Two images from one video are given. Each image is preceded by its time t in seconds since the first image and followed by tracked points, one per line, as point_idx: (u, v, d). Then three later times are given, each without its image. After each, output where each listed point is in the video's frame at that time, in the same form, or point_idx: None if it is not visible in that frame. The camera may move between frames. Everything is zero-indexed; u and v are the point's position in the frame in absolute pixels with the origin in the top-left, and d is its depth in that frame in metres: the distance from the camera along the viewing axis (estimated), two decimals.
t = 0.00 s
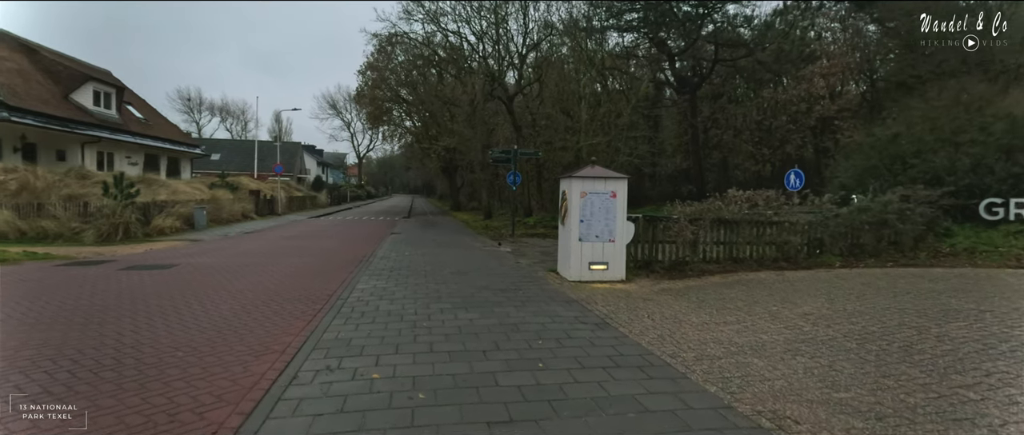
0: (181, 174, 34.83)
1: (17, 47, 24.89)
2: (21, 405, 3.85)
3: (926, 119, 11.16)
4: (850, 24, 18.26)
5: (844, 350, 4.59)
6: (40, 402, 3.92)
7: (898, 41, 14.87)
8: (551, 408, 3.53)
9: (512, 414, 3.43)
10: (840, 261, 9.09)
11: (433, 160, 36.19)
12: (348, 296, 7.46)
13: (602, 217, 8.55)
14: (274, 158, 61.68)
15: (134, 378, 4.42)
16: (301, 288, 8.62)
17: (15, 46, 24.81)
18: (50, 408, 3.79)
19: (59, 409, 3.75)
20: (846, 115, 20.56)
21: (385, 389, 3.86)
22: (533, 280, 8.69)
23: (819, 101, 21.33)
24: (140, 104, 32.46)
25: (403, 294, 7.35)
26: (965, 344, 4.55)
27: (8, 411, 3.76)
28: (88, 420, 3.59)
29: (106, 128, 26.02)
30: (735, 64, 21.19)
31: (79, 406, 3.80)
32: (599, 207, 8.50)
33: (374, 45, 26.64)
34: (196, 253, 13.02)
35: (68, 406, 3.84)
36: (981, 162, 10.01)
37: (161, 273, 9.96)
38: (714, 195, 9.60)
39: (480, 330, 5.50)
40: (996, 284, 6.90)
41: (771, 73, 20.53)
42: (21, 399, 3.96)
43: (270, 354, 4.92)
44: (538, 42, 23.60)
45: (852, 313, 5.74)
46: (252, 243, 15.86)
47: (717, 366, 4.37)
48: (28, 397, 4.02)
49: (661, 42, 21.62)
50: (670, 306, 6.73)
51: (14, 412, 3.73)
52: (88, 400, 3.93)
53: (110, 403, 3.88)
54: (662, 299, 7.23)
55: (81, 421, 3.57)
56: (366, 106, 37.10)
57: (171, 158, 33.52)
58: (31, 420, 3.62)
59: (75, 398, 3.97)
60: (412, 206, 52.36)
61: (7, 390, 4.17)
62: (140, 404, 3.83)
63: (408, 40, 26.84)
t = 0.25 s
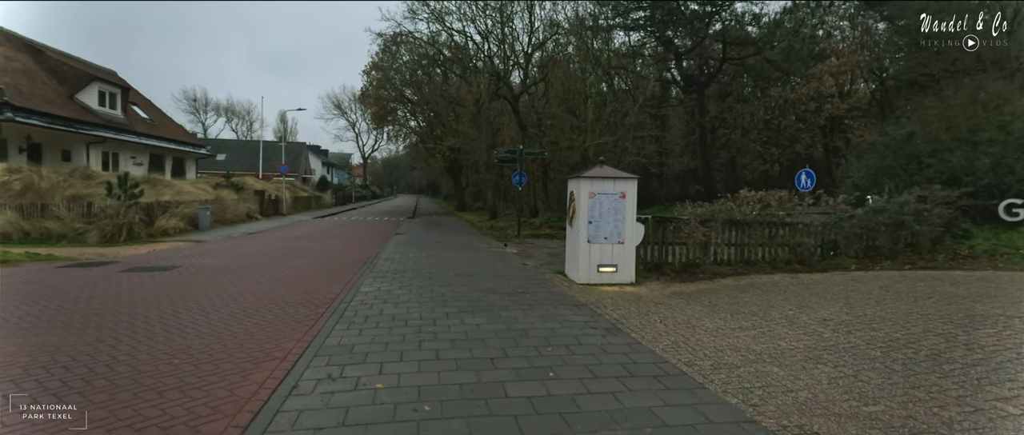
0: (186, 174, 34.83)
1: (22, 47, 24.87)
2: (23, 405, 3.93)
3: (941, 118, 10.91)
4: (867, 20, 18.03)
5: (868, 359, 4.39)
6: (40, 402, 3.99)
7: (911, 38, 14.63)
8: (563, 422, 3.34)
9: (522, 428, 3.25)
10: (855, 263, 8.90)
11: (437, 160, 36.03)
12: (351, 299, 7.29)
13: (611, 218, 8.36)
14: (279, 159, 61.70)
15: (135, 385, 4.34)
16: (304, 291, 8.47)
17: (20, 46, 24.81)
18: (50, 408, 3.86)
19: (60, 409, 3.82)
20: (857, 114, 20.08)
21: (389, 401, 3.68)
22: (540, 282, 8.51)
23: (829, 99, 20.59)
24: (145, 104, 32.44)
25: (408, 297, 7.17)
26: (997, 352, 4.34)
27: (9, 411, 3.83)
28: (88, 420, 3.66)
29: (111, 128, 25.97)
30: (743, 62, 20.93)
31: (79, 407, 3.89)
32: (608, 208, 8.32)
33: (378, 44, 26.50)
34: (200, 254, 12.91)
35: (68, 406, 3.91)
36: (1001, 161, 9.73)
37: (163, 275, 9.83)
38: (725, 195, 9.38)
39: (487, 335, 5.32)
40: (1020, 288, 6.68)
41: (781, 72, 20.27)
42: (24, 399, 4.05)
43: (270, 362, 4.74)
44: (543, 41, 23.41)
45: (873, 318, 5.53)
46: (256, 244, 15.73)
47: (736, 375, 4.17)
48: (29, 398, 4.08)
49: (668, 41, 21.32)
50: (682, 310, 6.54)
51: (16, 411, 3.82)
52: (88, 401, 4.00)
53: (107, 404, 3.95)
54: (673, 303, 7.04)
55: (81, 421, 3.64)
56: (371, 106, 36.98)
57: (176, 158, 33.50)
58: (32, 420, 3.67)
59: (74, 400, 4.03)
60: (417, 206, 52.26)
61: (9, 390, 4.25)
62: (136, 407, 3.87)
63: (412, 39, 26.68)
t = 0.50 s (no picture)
0: (190, 174, 34.80)
1: (27, 47, 24.84)
2: (23, 405, 3.83)
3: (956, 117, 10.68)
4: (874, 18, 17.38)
5: (892, 367, 4.19)
6: (40, 401, 3.90)
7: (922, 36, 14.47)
8: None
9: None
10: (869, 265, 8.68)
11: (442, 160, 35.91)
12: (353, 302, 7.11)
13: (619, 218, 8.18)
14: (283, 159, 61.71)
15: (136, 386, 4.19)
16: (306, 292, 8.32)
17: (24, 46, 24.78)
18: (49, 408, 3.76)
19: (60, 408, 3.73)
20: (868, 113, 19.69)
21: (389, 412, 3.51)
22: (547, 285, 8.33)
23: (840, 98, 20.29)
24: (150, 104, 32.40)
25: (411, 300, 7.00)
26: None
27: (9, 411, 3.73)
28: (88, 419, 3.58)
29: (115, 128, 25.92)
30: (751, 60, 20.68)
31: (78, 406, 3.79)
32: (616, 208, 8.14)
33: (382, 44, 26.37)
34: (202, 255, 12.78)
35: (68, 406, 3.81)
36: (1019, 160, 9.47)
37: (164, 276, 9.68)
38: (735, 195, 9.18)
39: (492, 341, 5.14)
40: None
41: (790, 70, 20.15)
42: (24, 398, 3.94)
43: (268, 367, 4.55)
44: (548, 40, 23.23)
45: (893, 323, 5.33)
46: (259, 245, 15.61)
47: (754, 384, 3.98)
48: (29, 397, 3.98)
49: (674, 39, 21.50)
50: (694, 314, 6.35)
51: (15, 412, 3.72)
52: (90, 399, 3.92)
53: (108, 402, 3.85)
54: (684, 307, 6.84)
55: (82, 420, 3.57)
56: (375, 106, 36.88)
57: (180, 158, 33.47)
58: (30, 422, 3.56)
59: (74, 398, 3.94)
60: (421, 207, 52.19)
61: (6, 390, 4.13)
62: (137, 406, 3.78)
63: (416, 39, 26.52)
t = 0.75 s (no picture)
0: (192, 174, 34.71)
1: (29, 47, 24.73)
2: (22, 405, 3.77)
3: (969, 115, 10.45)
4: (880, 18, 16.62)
5: (915, 376, 3.99)
6: (40, 402, 3.83)
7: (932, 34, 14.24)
8: None
9: None
10: (882, 267, 8.49)
11: (444, 160, 35.72)
12: (352, 305, 6.91)
13: (625, 219, 7.98)
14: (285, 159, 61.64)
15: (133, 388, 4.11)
16: (304, 294, 8.15)
17: (26, 46, 24.68)
18: (50, 408, 3.69)
19: (61, 409, 3.67)
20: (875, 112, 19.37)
21: (386, 424, 3.32)
22: (551, 287, 8.14)
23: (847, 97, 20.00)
24: (152, 104, 32.31)
25: (412, 303, 6.81)
26: None
27: (7, 411, 3.66)
28: (90, 420, 3.52)
29: (117, 128, 25.80)
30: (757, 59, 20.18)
31: (79, 405, 3.74)
32: (621, 209, 7.95)
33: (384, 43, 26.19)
34: (201, 256, 12.61)
35: (68, 406, 3.74)
36: None
37: (161, 278, 9.49)
38: (743, 195, 8.96)
39: (495, 347, 4.94)
40: None
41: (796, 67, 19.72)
42: (23, 399, 3.87)
43: (260, 375, 4.34)
44: (551, 39, 23.01)
45: (912, 329, 5.12)
46: (259, 245, 15.43)
47: (771, 394, 3.76)
48: (29, 397, 3.92)
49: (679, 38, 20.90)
50: (703, 318, 6.15)
51: (15, 411, 3.65)
52: (94, 400, 3.86)
53: (111, 403, 3.79)
54: (693, 310, 6.64)
55: (83, 420, 3.50)
56: (377, 106, 36.72)
57: (182, 158, 33.38)
58: (29, 423, 3.48)
59: (75, 398, 3.88)
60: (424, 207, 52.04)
61: (4, 390, 4.04)
62: (139, 406, 3.73)
63: (419, 38, 26.33)
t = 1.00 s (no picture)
0: (194, 175, 34.62)
1: (30, 47, 24.63)
2: (22, 404, 3.80)
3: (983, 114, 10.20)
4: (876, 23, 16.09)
5: (943, 388, 3.77)
6: (39, 402, 3.87)
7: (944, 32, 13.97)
8: None
9: None
10: (896, 270, 8.28)
11: (447, 160, 35.56)
12: (351, 309, 6.72)
13: (631, 220, 7.77)
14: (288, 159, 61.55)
15: (129, 392, 4.06)
16: (303, 297, 7.94)
17: (27, 46, 24.58)
18: (49, 408, 3.75)
19: (60, 409, 3.71)
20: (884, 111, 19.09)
21: None
22: (555, 291, 7.94)
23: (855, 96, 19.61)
24: (153, 104, 32.21)
25: (412, 307, 6.62)
26: None
27: (6, 412, 3.69)
28: (87, 421, 3.55)
29: (118, 128, 25.68)
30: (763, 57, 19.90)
31: (78, 406, 3.78)
32: (628, 210, 7.74)
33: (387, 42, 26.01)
34: (200, 257, 12.43)
35: (68, 406, 3.79)
36: None
37: (157, 280, 9.31)
38: (753, 196, 8.75)
39: (497, 355, 4.75)
40: None
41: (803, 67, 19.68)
42: (23, 399, 3.91)
43: (250, 386, 4.13)
44: (555, 38, 22.82)
45: (935, 336, 4.90)
46: (259, 247, 15.26)
47: (789, 408, 3.55)
48: (28, 397, 3.95)
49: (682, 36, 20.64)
50: (714, 324, 5.94)
51: (14, 411, 3.69)
52: (92, 401, 3.88)
53: (110, 404, 3.82)
54: (702, 315, 6.43)
55: (81, 421, 3.54)
56: (380, 106, 36.59)
57: (184, 159, 33.30)
58: (28, 424, 3.51)
59: (76, 399, 3.93)
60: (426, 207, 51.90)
61: (4, 391, 4.07)
62: (136, 409, 3.74)
63: (421, 37, 26.14)
